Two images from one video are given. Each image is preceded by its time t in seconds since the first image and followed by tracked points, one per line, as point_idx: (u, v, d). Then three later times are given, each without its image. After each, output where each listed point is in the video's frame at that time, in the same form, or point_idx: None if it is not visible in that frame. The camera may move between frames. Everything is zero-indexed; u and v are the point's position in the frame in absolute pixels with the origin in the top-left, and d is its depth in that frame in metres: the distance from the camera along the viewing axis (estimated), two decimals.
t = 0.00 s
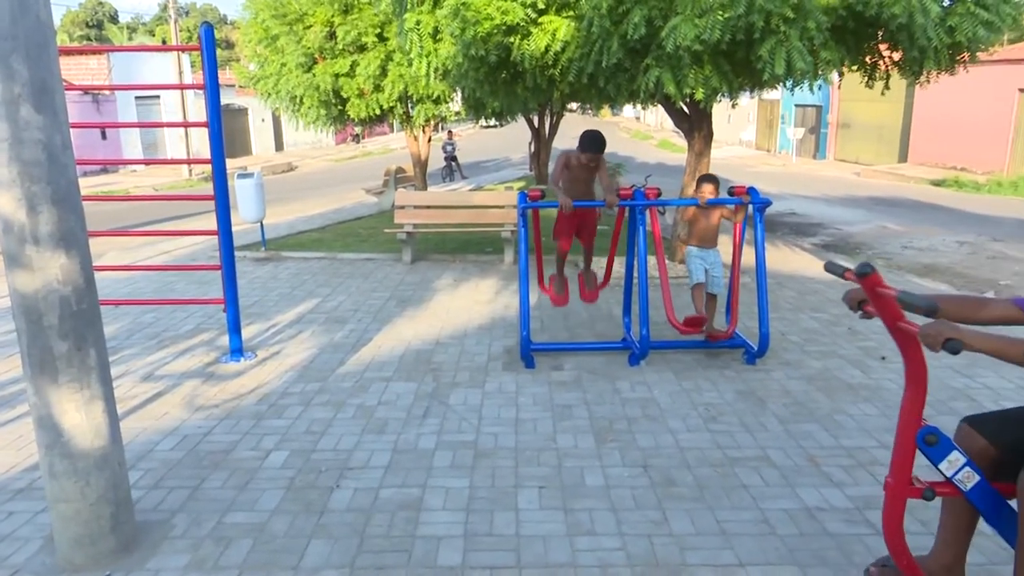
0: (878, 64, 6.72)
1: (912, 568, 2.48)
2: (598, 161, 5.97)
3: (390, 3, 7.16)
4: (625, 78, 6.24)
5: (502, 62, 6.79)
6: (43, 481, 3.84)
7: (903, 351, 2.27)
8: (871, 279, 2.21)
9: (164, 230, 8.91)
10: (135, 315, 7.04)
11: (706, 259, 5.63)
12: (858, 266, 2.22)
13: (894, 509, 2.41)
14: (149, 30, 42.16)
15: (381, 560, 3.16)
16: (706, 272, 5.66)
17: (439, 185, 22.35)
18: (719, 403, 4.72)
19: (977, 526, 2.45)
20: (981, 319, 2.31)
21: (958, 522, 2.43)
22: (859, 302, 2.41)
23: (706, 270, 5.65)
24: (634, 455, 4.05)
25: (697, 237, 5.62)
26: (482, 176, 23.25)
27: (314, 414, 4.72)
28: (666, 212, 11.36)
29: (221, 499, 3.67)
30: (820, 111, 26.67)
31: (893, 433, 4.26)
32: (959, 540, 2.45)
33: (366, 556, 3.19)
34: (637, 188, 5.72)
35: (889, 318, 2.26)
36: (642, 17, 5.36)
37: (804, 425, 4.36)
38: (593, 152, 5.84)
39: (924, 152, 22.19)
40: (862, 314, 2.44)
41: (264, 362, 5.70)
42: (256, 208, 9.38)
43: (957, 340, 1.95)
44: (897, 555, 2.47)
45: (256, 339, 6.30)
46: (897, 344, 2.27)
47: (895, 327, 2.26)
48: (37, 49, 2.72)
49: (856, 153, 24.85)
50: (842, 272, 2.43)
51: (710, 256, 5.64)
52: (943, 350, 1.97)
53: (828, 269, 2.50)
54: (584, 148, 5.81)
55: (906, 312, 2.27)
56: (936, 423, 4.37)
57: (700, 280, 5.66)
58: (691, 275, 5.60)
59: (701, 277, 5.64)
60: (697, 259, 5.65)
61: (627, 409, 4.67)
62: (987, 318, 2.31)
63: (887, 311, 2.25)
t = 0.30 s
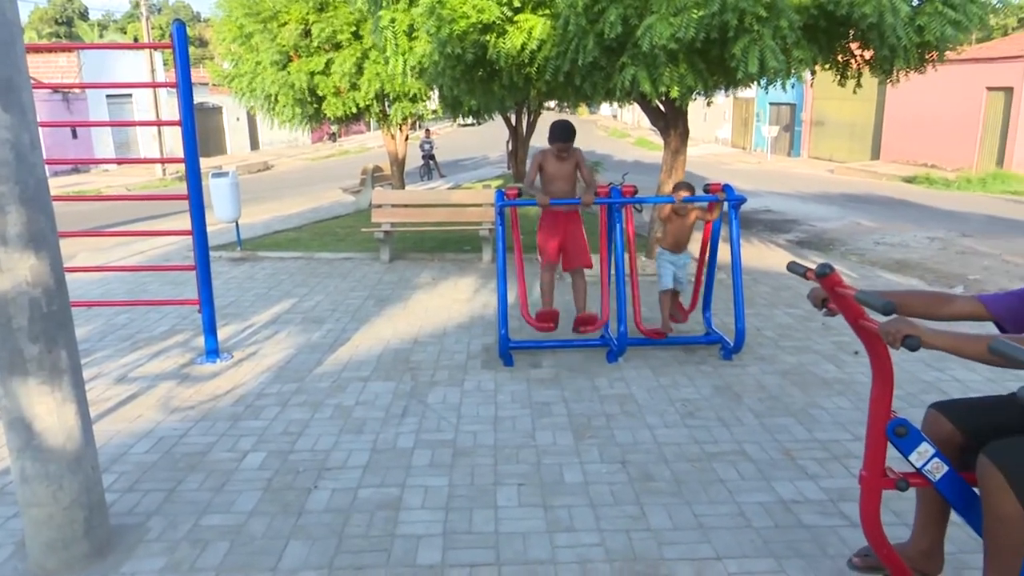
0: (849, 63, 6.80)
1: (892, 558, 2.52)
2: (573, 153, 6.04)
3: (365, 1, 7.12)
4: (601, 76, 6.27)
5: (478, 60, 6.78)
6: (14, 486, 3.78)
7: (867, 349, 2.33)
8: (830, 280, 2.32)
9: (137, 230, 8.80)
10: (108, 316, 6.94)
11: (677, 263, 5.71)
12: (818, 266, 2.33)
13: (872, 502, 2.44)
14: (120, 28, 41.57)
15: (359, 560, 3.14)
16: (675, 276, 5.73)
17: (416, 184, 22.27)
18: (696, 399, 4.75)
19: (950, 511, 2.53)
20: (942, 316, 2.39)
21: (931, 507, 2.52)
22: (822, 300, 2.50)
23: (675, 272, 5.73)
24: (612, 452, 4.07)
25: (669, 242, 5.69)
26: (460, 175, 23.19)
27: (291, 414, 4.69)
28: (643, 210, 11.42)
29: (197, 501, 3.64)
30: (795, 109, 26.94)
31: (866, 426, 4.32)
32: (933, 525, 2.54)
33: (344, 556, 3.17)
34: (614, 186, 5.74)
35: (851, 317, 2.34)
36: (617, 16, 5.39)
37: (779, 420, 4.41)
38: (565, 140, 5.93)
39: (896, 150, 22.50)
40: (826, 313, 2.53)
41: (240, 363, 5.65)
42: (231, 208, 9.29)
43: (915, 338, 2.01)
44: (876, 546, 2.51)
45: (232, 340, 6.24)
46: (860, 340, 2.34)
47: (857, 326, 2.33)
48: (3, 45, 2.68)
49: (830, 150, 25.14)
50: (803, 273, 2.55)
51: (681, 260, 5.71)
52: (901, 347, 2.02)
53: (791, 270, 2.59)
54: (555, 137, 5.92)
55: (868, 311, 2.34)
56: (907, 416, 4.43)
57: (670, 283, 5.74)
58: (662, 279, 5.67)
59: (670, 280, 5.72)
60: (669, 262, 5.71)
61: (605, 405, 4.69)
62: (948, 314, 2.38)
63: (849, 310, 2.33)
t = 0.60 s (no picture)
0: (825, 64, 6.87)
1: (845, 555, 2.53)
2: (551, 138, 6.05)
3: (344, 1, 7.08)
4: (581, 77, 6.29)
5: (458, 60, 6.77)
6: None
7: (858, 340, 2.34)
8: (834, 267, 2.29)
9: (113, 232, 8.70)
10: (83, 318, 6.85)
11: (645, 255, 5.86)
12: (822, 252, 2.29)
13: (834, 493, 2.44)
14: (96, 27, 41.04)
15: (340, 562, 3.13)
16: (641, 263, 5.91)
17: (397, 184, 22.20)
18: (676, 397, 4.78)
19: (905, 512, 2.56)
20: (933, 305, 2.39)
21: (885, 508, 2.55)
22: (819, 293, 2.55)
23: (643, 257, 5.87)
24: (593, 450, 4.08)
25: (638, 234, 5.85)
26: (441, 175, 23.13)
27: (271, 416, 4.66)
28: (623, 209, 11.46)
29: (175, 505, 3.60)
30: (772, 109, 27.19)
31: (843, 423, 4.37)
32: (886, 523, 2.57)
33: (325, 558, 3.16)
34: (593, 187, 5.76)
35: (847, 306, 2.33)
36: (597, 16, 5.41)
37: (758, 417, 4.44)
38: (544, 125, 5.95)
39: (872, 150, 22.77)
40: (820, 304, 2.55)
41: (219, 365, 5.60)
42: (209, 208, 9.21)
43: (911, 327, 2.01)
44: (831, 540, 2.52)
45: (210, 342, 6.19)
46: (852, 332, 2.34)
47: (851, 315, 2.32)
48: None
49: (808, 150, 25.39)
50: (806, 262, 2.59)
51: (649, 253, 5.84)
52: (898, 337, 2.02)
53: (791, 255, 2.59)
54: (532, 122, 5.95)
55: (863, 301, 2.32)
56: (883, 412, 4.49)
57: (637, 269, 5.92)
58: (625, 269, 5.89)
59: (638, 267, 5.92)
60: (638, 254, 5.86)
61: (586, 405, 4.70)
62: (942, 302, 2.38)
63: (845, 299, 2.32)
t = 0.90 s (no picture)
0: (802, 64, 6.93)
1: (777, 541, 2.52)
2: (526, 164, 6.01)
3: None
4: (561, 76, 6.30)
5: (438, 59, 6.75)
6: None
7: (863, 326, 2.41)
8: (869, 256, 2.34)
9: (89, 233, 8.58)
10: (59, 321, 6.76)
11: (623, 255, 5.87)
12: (862, 240, 2.35)
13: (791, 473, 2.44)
14: (70, 25, 40.47)
15: (320, 564, 3.11)
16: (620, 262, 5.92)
17: (377, 183, 22.10)
18: (656, 395, 4.80)
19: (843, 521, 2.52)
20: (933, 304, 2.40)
21: (827, 513, 2.50)
22: (835, 285, 2.55)
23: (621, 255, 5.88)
24: (574, 449, 4.09)
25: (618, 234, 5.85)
26: (422, 175, 23.06)
27: (250, 418, 4.62)
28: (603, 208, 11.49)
29: (153, 509, 3.56)
30: (751, 109, 27.38)
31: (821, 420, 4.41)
32: (822, 528, 2.52)
33: (305, 560, 3.14)
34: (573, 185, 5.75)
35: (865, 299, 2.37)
36: (576, 16, 5.42)
37: (737, 415, 4.47)
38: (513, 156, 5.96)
39: (848, 149, 23.00)
40: (834, 298, 2.57)
41: (197, 367, 5.55)
42: (187, 208, 9.11)
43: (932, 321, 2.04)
44: (767, 519, 2.51)
45: (188, 343, 6.13)
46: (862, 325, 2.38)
47: (868, 309, 2.37)
48: None
49: (786, 150, 25.61)
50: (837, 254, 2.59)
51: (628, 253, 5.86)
52: (919, 330, 2.05)
53: (821, 247, 2.63)
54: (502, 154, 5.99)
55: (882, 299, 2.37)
56: (861, 408, 4.54)
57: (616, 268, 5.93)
58: (605, 268, 5.89)
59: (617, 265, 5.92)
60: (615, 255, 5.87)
61: (567, 404, 4.71)
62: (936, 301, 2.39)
63: (867, 291, 2.36)
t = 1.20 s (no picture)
0: (784, 63, 6.97)
1: (742, 528, 2.46)
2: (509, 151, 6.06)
3: None
4: (546, 76, 6.30)
5: (422, 59, 6.74)
6: None
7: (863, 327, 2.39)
8: (882, 256, 2.33)
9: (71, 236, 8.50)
10: (41, 325, 6.69)
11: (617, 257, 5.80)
12: (875, 241, 2.34)
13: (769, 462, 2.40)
14: (50, 26, 40.08)
15: (308, 566, 3.10)
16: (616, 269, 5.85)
17: (363, 184, 22.04)
18: (643, 393, 4.82)
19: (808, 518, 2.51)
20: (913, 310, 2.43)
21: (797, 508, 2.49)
22: (839, 288, 2.56)
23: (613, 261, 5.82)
24: (562, 448, 4.09)
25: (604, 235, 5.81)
26: (408, 175, 23.03)
27: (236, 421, 4.59)
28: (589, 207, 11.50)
29: (138, 513, 3.54)
30: (735, 107, 27.53)
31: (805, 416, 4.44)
32: (788, 522, 2.50)
33: (292, 563, 3.12)
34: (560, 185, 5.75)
35: (870, 298, 2.36)
36: (560, 16, 5.42)
37: (723, 412, 4.50)
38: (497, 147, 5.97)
39: (831, 147, 23.16)
40: (838, 300, 2.57)
41: (182, 370, 5.51)
42: (170, 210, 9.04)
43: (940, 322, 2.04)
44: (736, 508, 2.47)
45: (172, 346, 6.08)
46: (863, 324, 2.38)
47: (872, 309, 2.36)
48: None
49: (770, 148, 25.76)
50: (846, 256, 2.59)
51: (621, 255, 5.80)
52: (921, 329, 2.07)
53: (832, 248, 2.64)
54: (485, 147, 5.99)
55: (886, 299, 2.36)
56: (846, 404, 4.57)
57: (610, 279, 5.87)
58: (602, 281, 5.82)
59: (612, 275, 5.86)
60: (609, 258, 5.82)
61: (554, 403, 4.72)
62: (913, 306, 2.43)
63: (873, 291, 2.34)
